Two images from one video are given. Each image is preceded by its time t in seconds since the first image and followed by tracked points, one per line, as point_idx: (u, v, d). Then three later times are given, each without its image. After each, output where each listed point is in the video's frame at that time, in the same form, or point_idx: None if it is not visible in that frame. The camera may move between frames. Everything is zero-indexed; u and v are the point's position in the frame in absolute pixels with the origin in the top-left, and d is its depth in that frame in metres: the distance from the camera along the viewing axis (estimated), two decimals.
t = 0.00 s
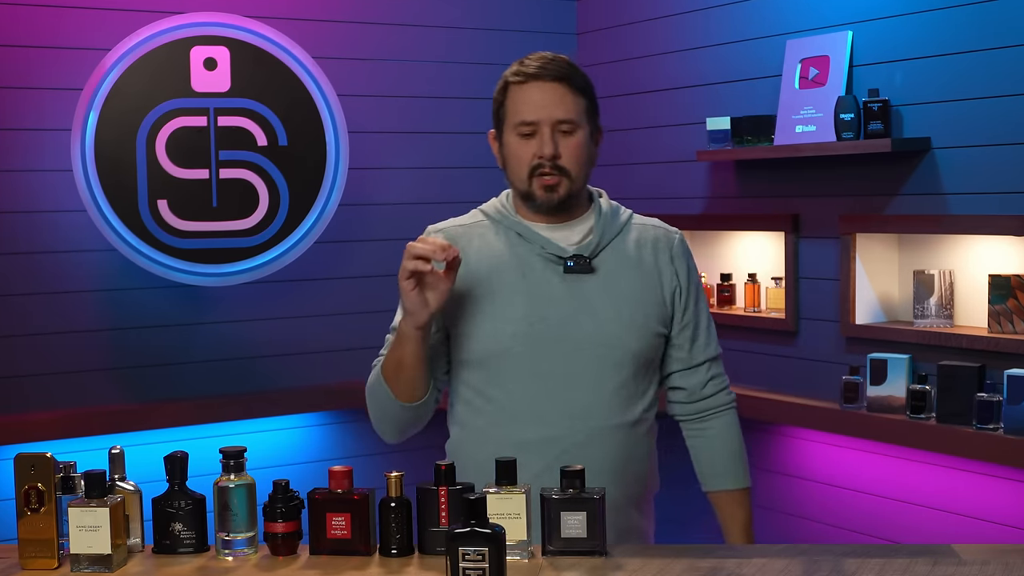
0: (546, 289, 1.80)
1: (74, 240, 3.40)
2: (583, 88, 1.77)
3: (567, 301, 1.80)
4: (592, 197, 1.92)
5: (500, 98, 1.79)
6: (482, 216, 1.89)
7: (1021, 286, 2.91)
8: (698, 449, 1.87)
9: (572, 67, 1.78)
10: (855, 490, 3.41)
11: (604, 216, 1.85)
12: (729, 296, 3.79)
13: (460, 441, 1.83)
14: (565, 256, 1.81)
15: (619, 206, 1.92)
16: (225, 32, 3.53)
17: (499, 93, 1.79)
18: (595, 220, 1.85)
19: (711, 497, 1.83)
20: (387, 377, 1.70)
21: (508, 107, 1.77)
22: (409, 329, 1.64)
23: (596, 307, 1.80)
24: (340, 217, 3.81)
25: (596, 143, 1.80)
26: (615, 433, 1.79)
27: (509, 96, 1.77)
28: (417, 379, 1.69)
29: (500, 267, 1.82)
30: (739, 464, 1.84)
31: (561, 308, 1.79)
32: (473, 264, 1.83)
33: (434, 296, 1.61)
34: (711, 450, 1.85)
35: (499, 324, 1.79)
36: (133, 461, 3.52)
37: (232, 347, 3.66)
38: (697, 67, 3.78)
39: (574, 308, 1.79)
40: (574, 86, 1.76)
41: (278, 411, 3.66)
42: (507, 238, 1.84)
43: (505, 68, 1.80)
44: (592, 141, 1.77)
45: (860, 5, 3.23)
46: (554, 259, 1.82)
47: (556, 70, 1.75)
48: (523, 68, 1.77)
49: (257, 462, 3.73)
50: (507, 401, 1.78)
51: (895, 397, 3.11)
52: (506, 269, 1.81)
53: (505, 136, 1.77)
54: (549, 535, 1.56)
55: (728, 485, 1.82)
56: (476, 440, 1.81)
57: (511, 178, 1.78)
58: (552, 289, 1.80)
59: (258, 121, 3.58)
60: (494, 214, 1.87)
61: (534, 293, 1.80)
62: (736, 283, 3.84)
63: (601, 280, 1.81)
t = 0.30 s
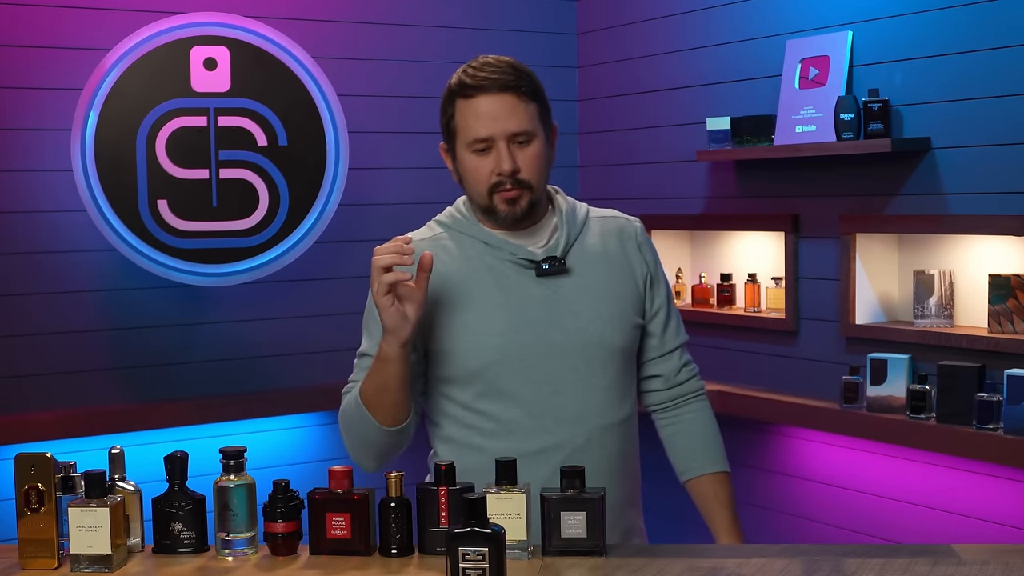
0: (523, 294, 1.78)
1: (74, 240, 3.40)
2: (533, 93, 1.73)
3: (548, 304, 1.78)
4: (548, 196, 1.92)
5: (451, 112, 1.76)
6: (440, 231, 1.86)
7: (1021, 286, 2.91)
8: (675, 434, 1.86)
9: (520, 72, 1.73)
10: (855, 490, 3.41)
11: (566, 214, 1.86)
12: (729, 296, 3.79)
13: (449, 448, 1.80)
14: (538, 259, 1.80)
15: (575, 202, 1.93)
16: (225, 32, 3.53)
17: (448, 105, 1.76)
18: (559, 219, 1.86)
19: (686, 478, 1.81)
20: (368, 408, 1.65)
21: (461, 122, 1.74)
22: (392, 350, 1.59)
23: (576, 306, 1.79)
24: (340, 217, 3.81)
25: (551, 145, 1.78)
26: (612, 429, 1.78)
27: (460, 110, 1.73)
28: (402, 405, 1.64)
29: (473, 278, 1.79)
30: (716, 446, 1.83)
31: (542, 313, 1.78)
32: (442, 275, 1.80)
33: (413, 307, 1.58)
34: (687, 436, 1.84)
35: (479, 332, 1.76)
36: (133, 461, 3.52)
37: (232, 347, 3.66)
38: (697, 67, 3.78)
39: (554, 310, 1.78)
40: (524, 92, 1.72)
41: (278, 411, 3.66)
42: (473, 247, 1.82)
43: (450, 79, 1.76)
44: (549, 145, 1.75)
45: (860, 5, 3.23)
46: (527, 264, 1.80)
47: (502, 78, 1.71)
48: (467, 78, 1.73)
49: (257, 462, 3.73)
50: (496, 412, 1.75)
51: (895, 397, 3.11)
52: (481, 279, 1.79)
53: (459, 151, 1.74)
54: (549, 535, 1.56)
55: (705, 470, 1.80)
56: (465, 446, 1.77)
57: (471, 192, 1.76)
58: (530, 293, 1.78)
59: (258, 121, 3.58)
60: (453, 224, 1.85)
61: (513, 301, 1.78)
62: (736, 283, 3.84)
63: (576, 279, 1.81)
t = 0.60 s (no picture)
0: (515, 298, 1.77)
1: (74, 240, 3.40)
2: (518, 86, 1.74)
3: (539, 308, 1.77)
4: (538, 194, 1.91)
5: (437, 109, 1.76)
6: (428, 235, 1.85)
7: (1021, 286, 2.91)
8: (664, 422, 1.85)
9: (502, 65, 1.74)
10: (855, 489, 3.41)
11: (556, 212, 1.85)
12: (729, 296, 3.79)
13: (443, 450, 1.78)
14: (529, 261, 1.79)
15: (565, 200, 1.92)
16: (225, 32, 3.53)
17: (432, 101, 1.76)
18: (549, 218, 1.85)
19: (674, 464, 1.80)
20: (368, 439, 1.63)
21: (446, 118, 1.74)
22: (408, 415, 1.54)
23: (569, 309, 1.78)
24: (340, 217, 3.81)
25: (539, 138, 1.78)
26: (611, 431, 1.78)
27: (446, 106, 1.73)
28: (405, 443, 1.62)
29: (463, 284, 1.78)
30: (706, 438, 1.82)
31: (533, 316, 1.77)
32: (431, 278, 1.79)
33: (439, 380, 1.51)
34: (677, 423, 1.84)
35: (469, 336, 1.76)
36: (133, 461, 3.52)
37: (233, 347, 3.66)
38: (696, 68, 3.77)
39: (546, 313, 1.77)
40: (508, 85, 1.72)
41: (278, 410, 3.66)
42: (461, 250, 1.81)
43: (431, 76, 1.76)
44: (535, 138, 1.75)
45: (860, 4, 3.23)
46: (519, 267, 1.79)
47: (483, 73, 1.72)
48: (447, 75, 1.73)
49: (257, 462, 3.73)
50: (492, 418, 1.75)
51: (895, 397, 3.11)
52: (471, 284, 1.78)
53: (445, 149, 1.75)
54: (549, 535, 1.56)
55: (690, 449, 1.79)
56: (463, 445, 1.77)
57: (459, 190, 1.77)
58: (521, 296, 1.77)
59: (258, 121, 3.58)
60: (438, 226, 1.84)
61: (504, 305, 1.77)
62: (736, 283, 3.84)
63: (568, 280, 1.80)
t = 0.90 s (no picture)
0: (530, 295, 1.76)
1: (74, 241, 3.40)
2: (563, 80, 1.72)
3: (554, 307, 1.76)
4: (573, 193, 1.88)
5: (478, 95, 1.75)
6: (455, 222, 1.84)
7: (1021, 286, 2.91)
8: (734, 410, 1.75)
9: (549, 57, 1.73)
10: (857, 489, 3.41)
11: (585, 215, 1.82)
12: (729, 296, 3.79)
13: (452, 446, 1.78)
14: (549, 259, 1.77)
15: (600, 202, 1.89)
16: (225, 32, 3.53)
17: (475, 87, 1.75)
18: (577, 220, 1.82)
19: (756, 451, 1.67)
20: (380, 426, 1.63)
21: (486, 104, 1.72)
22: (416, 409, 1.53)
23: (585, 310, 1.76)
24: (340, 217, 3.81)
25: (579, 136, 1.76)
26: (617, 440, 1.75)
27: (488, 92, 1.72)
28: (416, 435, 1.61)
29: (481, 277, 1.77)
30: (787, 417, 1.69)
31: (547, 315, 1.75)
32: (452, 268, 1.79)
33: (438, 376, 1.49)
34: (746, 407, 1.73)
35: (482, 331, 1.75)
36: (133, 461, 3.52)
37: (233, 347, 3.66)
38: (696, 68, 3.77)
39: (560, 314, 1.75)
40: (553, 77, 1.71)
41: (278, 411, 3.65)
42: (484, 242, 1.80)
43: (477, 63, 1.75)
44: (576, 135, 1.73)
45: (860, 5, 3.23)
46: (537, 263, 1.77)
47: (532, 62, 1.71)
48: (496, 59, 1.73)
49: (257, 462, 3.73)
50: (501, 418, 1.74)
51: (895, 397, 3.12)
52: (488, 278, 1.77)
53: (482, 134, 1.73)
54: (549, 535, 1.56)
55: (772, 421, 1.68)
56: (473, 445, 1.75)
57: (491, 178, 1.74)
58: (537, 294, 1.76)
59: (258, 121, 3.58)
60: (468, 218, 1.83)
61: (520, 301, 1.76)
62: (736, 283, 3.84)
63: (588, 282, 1.77)
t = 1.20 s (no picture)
0: (564, 296, 1.77)
1: (74, 240, 3.40)
2: (621, 82, 1.72)
3: (586, 310, 1.76)
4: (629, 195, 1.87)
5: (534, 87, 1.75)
6: (506, 214, 1.87)
7: (1020, 286, 2.92)
8: (804, 419, 1.64)
9: (611, 57, 1.73)
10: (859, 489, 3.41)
11: (634, 218, 1.80)
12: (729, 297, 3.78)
13: (481, 442, 1.80)
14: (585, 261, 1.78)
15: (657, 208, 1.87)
16: (225, 33, 3.53)
17: (533, 79, 1.75)
18: (624, 222, 1.81)
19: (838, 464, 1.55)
20: (408, 412, 1.66)
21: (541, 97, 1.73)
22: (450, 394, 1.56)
23: (616, 316, 1.76)
24: (340, 217, 3.81)
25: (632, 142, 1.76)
26: (637, 449, 1.74)
27: (545, 84, 1.72)
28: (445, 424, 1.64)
29: (518, 273, 1.80)
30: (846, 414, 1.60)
31: (578, 317, 1.76)
32: (494, 262, 1.81)
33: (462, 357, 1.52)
34: (814, 415, 1.63)
35: (514, 329, 1.77)
36: (133, 461, 3.51)
37: (234, 346, 3.67)
38: (695, 68, 3.77)
39: (592, 318, 1.76)
40: (612, 77, 1.71)
41: (278, 411, 3.66)
42: (528, 238, 1.81)
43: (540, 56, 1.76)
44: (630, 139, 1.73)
45: (860, 4, 3.23)
46: (574, 264, 1.78)
47: (595, 60, 1.71)
48: (558, 53, 1.73)
49: (258, 462, 3.72)
50: (529, 418, 1.75)
51: (895, 397, 3.13)
52: (524, 276, 1.79)
53: (533, 126, 1.73)
54: (549, 535, 1.56)
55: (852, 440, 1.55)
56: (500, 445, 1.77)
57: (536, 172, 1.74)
58: (570, 295, 1.77)
59: (258, 121, 3.58)
60: (517, 212, 1.85)
61: (553, 301, 1.77)
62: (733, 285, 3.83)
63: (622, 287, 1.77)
